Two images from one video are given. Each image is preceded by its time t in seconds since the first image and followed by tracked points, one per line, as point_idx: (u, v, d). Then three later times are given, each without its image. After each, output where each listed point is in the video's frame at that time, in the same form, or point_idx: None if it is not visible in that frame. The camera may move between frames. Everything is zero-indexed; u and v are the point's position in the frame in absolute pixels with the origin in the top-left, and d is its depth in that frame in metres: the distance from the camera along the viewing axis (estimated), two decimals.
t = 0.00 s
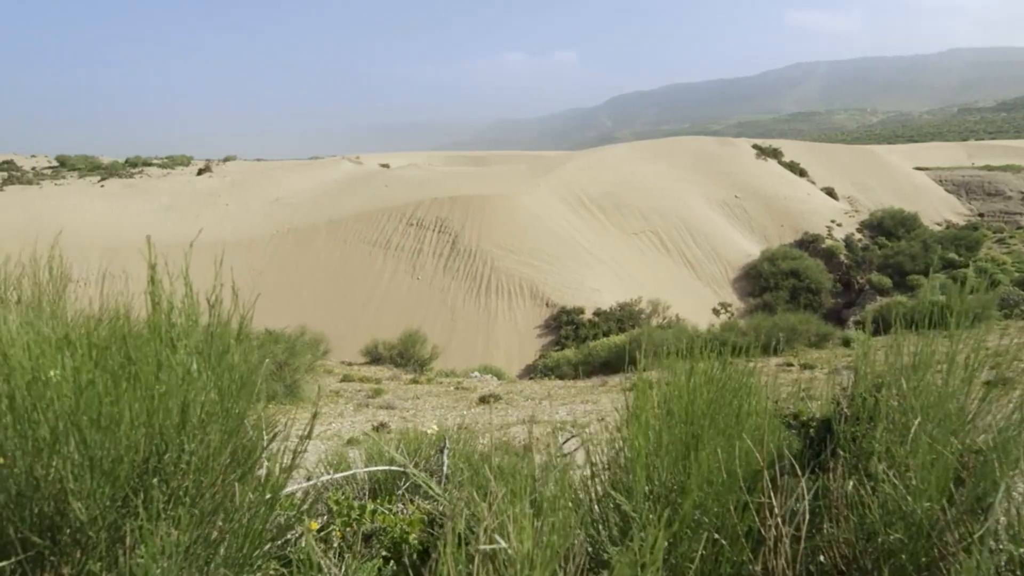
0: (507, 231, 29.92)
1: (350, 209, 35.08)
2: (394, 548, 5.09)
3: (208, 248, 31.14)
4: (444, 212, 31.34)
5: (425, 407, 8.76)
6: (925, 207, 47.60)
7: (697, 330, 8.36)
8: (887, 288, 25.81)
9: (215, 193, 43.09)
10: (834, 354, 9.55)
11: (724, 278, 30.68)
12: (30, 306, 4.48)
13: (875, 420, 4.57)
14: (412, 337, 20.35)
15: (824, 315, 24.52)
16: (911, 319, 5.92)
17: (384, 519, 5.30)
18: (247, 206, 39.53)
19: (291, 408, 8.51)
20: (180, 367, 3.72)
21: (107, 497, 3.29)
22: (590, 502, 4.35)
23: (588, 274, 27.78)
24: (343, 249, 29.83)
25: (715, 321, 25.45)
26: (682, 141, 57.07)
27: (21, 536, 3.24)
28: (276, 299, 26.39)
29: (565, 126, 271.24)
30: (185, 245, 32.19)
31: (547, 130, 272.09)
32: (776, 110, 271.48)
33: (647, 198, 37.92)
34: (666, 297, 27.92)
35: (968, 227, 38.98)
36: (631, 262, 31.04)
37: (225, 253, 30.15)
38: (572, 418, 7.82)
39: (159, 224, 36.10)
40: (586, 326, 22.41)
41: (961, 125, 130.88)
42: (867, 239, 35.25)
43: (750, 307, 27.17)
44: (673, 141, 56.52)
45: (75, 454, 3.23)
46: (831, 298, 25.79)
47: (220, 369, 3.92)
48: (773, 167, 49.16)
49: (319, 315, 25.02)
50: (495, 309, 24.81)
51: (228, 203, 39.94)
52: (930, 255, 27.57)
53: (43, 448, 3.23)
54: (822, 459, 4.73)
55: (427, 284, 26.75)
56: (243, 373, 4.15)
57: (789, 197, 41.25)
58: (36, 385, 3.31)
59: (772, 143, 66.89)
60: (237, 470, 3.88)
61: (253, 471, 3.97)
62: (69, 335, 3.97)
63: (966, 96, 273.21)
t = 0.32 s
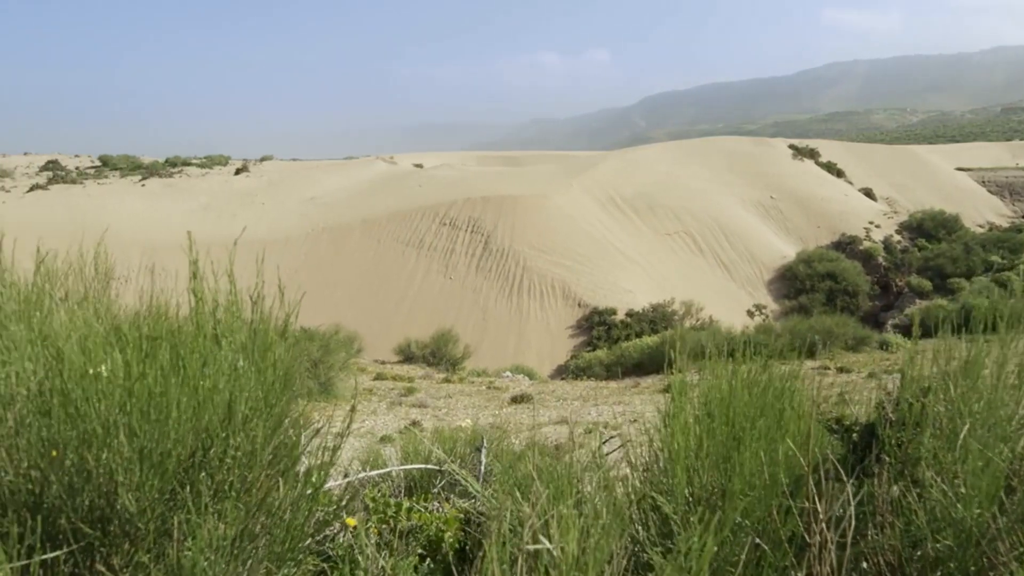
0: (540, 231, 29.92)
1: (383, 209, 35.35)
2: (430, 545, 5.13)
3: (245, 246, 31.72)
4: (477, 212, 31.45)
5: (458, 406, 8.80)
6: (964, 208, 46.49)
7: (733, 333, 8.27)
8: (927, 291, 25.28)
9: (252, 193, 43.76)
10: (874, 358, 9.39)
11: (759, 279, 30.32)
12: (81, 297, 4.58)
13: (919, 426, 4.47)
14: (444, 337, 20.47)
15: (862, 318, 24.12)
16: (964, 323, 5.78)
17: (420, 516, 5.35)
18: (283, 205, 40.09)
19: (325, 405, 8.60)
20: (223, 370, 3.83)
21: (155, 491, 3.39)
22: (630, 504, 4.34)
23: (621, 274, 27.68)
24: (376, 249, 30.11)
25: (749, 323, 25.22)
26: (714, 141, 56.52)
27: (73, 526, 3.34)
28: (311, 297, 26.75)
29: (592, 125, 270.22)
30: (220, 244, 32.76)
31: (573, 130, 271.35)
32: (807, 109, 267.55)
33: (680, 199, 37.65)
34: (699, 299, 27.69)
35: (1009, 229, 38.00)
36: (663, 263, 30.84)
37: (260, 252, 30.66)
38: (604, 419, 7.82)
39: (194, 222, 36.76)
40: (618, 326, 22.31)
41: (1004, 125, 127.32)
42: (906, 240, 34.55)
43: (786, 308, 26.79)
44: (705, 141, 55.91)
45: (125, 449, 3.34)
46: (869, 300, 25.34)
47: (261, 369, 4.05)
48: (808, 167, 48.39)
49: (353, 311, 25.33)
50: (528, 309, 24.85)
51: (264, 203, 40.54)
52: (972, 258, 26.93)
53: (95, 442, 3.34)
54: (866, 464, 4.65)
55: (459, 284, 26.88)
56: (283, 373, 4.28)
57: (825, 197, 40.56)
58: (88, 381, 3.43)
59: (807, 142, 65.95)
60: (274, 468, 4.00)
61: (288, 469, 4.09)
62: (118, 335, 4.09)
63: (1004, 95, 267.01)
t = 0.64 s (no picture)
0: (574, 232, 29.92)
1: (418, 208, 35.63)
2: (467, 544, 5.15)
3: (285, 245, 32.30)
4: (511, 212, 31.59)
5: (491, 406, 8.80)
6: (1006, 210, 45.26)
7: (771, 337, 8.16)
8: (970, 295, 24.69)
9: (290, 192, 44.41)
10: (916, 363, 9.22)
11: (796, 281, 29.90)
12: (135, 292, 4.67)
13: (969, 433, 4.37)
14: (478, 336, 20.54)
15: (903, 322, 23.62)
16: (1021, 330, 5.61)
17: (456, 515, 5.37)
18: (320, 205, 40.63)
19: (361, 403, 8.67)
20: (270, 367, 3.94)
21: (205, 484, 3.51)
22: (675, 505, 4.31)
23: (655, 275, 27.52)
24: (411, 248, 30.37)
25: (786, 325, 24.97)
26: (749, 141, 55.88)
27: (126, 517, 3.44)
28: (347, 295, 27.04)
29: (620, 125, 268.64)
30: (256, 242, 33.28)
31: (601, 129, 270.03)
32: (841, 108, 262.99)
33: (715, 199, 37.35)
34: (734, 300, 27.40)
35: None
36: (698, 264, 30.59)
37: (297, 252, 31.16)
38: (637, 421, 7.79)
39: (229, 221, 37.35)
40: (652, 328, 22.16)
41: None
42: (948, 243, 33.76)
43: (823, 311, 26.39)
44: (740, 141, 55.20)
45: (177, 443, 3.46)
46: (910, 304, 24.81)
47: (306, 366, 4.16)
48: (846, 167, 47.51)
49: (388, 308, 25.59)
50: (561, 309, 24.84)
51: (301, 203, 41.12)
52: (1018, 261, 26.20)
53: (147, 435, 3.43)
54: (913, 470, 4.57)
55: (493, 284, 27.00)
56: (326, 370, 4.39)
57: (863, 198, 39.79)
58: (141, 375, 3.55)
59: (845, 142, 64.82)
60: (316, 464, 4.10)
61: (328, 466, 4.17)
62: (170, 332, 4.18)
63: None
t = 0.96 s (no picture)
0: (612, 232, 29.90)
1: (455, 208, 35.88)
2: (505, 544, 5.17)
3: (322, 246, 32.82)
4: (548, 212, 31.69)
5: (526, 406, 8.82)
6: None
7: (814, 341, 8.06)
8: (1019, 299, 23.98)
9: (329, 191, 45.02)
10: (963, 369, 9.06)
11: (837, 283, 29.42)
12: (188, 289, 4.78)
13: None
14: (513, 336, 20.60)
15: (949, 327, 23.05)
16: None
17: (495, 514, 5.39)
18: (359, 204, 41.12)
19: (398, 401, 8.74)
20: (322, 363, 4.01)
21: (256, 478, 3.59)
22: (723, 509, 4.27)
23: (692, 275, 27.33)
24: (448, 248, 30.61)
25: (827, 328, 24.60)
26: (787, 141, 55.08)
27: (180, 509, 3.52)
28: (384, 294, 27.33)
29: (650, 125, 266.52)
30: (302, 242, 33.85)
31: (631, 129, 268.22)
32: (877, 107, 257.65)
33: (753, 199, 36.99)
34: (773, 301, 27.05)
35: None
36: (737, 264, 30.22)
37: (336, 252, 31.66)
38: (674, 422, 7.77)
39: (267, 220, 37.98)
40: (689, 330, 21.95)
41: None
42: (997, 245, 32.83)
43: (864, 314, 25.91)
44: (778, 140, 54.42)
45: (228, 437, 3.54)
46: (955, 307, 24.17)
47: (355, 364, 4.22)
48: (888, 168, 46.49)
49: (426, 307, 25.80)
50: (597, 310, 24.79)
51: (340, 203, 41.68)
52: None
53: (199, 430, 3.53)
54: (967, 478, 4.47)
55: (529, 284, 27.07)
56: (375, 369, 4.45)
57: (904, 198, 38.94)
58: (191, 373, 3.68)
59: (887, 142, 63.42)
60: (365, 461, 4.13)
61: (375, 462, 4.20)
62: (223, 330, 4.28)
63: None
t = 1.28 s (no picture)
0: (652, 233, 29.78)
1: (495, 207, 36.05)
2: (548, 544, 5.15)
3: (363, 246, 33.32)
4: (587, 212, 31.72)
5: (565, 407, 8.81)
6: None
7: (865, 345, 7.92)
8: None
9: (370, 190, 45.55)
10: (1020, 377, 8.80)
11: (883, 286, 28.76)
12: (242, 287, 4.89)
13: None
14: (553, 336, 20.65)
15: (1001, 333, 22.32)
16: None
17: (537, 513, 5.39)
18: (400, 204, 41.57)
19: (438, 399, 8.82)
20: (374, 361, 4.06)
21: (310, 473, 3.67)
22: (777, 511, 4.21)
23: (733, 276, 27.05)
24: (488, 247, 30.82)
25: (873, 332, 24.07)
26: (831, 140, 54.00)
27: (237, 501, 3.61)
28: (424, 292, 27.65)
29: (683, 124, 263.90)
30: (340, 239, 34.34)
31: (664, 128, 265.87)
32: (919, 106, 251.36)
33: (795, 199, 36.48)
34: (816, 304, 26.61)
35: None
36: (780, 265, 29.80)
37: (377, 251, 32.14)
38: (716, 425, 7.71)
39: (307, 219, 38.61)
40: (731, 332, 21.63)
41: None
42: None
43: (912, 318, 25.25)
44: (820, 140, 53.36)
45: (285, 433, 3.63)
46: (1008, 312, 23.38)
47: (406, 361, 4.27)
48: (936, 168, 45.18)
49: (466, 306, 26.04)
50: (636, 311, 24.70)
51: (381, 203, 42.22)
52: None
53: (257, 425, 3.62)
54: None
55: (569, 284, 27.10)
56: (425, 368, 4.48)
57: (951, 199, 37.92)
58: (248, 369, 3.75)
59: (935, 143, 61.78)
60: (415, 459, 4.17)
61: (424, 460, 4.23)
62: (278, 329, 4.37)
63: None
